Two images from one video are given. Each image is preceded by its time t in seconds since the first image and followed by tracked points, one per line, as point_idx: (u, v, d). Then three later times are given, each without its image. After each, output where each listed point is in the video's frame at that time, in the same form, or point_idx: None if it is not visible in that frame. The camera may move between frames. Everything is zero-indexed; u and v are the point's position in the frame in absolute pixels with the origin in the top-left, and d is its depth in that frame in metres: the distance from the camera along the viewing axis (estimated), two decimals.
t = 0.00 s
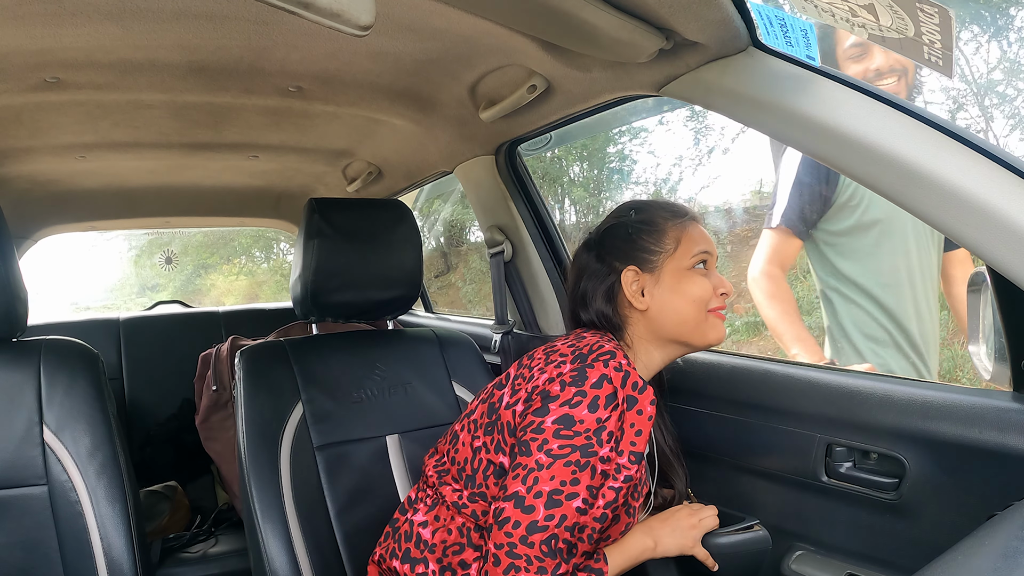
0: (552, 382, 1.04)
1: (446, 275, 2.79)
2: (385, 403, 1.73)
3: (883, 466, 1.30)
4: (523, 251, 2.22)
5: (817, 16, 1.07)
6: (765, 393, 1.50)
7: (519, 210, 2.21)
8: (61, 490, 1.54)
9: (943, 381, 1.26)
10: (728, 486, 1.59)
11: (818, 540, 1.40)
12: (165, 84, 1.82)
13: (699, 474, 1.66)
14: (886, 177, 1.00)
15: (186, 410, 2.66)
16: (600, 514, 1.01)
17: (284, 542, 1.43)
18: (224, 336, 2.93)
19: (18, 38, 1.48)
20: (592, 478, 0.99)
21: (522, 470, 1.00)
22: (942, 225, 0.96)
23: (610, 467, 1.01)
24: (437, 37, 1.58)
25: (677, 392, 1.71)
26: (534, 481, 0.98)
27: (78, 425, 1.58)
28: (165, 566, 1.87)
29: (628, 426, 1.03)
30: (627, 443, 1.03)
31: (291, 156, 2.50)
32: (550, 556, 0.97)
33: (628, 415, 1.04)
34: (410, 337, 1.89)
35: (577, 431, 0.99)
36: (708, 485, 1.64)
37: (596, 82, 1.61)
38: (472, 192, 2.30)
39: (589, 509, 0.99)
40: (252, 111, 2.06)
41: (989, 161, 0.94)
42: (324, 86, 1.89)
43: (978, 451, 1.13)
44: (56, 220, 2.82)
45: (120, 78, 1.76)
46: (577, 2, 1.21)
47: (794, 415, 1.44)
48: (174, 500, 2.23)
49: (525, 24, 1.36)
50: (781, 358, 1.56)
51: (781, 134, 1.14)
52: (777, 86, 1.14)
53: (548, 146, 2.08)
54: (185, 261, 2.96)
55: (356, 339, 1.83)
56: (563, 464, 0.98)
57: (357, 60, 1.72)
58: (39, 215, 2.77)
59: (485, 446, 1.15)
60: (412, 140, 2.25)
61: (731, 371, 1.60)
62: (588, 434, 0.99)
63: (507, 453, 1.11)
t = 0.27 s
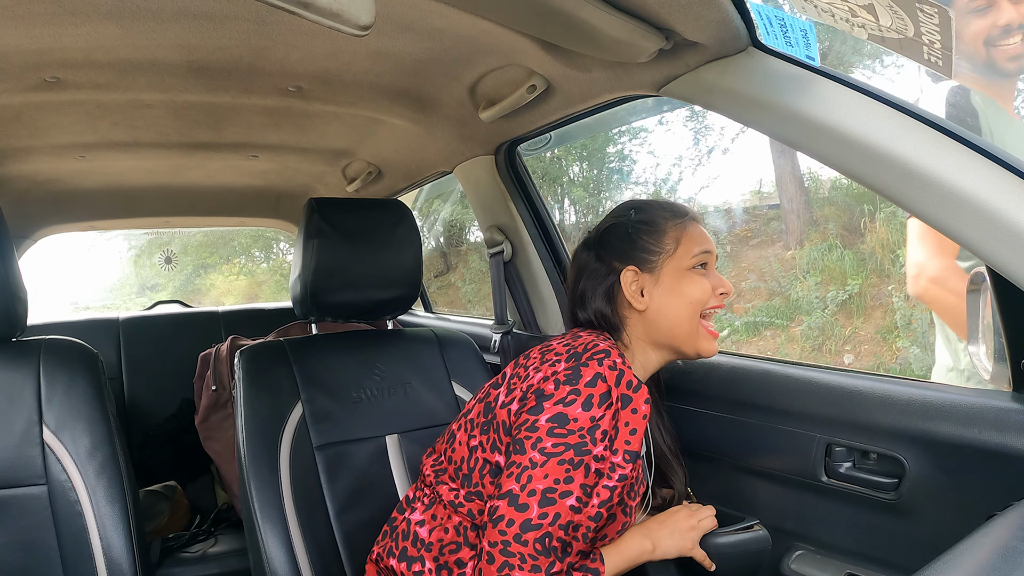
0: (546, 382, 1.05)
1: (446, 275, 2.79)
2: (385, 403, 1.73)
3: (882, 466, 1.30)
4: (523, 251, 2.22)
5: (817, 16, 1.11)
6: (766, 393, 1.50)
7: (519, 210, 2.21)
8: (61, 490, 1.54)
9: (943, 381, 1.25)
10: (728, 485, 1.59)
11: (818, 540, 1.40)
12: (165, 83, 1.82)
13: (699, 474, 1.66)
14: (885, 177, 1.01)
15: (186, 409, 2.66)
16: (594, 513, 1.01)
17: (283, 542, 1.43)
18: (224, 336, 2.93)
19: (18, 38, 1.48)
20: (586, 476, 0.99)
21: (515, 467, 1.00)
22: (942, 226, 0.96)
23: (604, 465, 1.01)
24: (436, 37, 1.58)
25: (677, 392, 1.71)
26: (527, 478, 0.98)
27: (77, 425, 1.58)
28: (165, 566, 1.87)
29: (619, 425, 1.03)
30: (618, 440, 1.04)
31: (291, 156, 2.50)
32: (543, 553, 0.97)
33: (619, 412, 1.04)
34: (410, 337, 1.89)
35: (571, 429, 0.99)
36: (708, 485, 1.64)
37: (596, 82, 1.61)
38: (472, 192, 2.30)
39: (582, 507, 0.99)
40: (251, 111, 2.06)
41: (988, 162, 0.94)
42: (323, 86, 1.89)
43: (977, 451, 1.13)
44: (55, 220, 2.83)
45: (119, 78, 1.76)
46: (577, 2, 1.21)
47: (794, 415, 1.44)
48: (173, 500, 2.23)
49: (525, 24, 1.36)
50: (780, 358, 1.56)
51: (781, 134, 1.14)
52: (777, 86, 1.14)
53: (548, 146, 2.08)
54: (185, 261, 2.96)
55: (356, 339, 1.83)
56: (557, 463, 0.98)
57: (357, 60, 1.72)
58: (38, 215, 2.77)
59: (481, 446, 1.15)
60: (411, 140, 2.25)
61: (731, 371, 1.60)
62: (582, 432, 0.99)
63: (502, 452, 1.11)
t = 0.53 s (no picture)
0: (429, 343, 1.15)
1: (446, 275, 2.79)
2: (385, 403, 1.73)
3: (882, 466, 1.30)
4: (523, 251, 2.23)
5: (816, 16, 1.09)
6: (766, 394, 1.50)
7: (519, 210, 2.22)
8: (60, 490, 1.54)
9: (943, 381, 1.25)
10: (728, 485, 1.59)
11: (818, 540, 1.40)
12: (165, 83, 1.82)
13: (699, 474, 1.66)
14: (885, 177, 1.00)
15: (186, 409, 2.67)
16: (429, 458, 1.03)
17: (284, 542, 1.43)
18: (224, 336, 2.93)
19: (18, 38, 1.48)
20: (422, 417, 1.05)
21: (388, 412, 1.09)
22: (942, 225, 0.96)
23: (439, 409, 1.05)
24: (436, 37, 1.58)
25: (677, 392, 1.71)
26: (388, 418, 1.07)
27: (77, 425, 1.58)
28: (164, 566, 1.87)
29: (504, 386, 1.11)
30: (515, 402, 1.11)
31: (291, 156, 2.50)
32: (375, 483, 1.02)
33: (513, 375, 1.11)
34: (410, 338, 1.89)
35: (426, 375, 1.08)
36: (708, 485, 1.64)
37: (596, 82, 1.61)
38: (472, 192, 2.30)
39: (425, 449, 1.03)
40: (251, 111, 2.06)
41: (989, 163, 0.94)
42: (323, 86, 1.89)
43: (978, 452, 1.13)
44: (55, 220, 2.83)
45: (119, 78, 1.76)
46: (578, 2, 1.21)
47: (794, 415, 1.44)
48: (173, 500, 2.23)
49: (525, 24, 1.35)
50: (780, 359, 1.56)
51: (780, 133, 1.14)
52: (777, 86, 1.14)
53: (548, 146, 2.08)
54: (185, 261, 2.96)
55: (356, 339, 1.83)
56: (403, 404, 1.07)
57: (357, 60, 1.72)
58: (38, 215, 2.77)
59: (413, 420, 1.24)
60: (411, 140, 2.25)
61: (731, 371, 1.60)
62: (431, 375, 1.08)
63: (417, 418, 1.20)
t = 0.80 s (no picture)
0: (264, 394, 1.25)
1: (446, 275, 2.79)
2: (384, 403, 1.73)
3: (881, 465, 1.30)
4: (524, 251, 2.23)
5: (816, 16, 1.09)
6: (765, 394, 1.50)
7: (519, 210, 2.22)
8: (60, 490, 1.54)
9: (942, 381, 1.25)
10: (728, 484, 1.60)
11: (818, 539, 1.41)
12: (164, 83, 1.82)
13: (699, 474, 1.67)
14: (885, 178, 1.00)
15: (186, 409, 2.67)
16: (243, 510, 1.13)
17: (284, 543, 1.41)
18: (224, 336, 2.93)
19: (18, 38, 1.48)
20: (236, 474, 1.15)
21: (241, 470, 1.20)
22: (942, 225, 0.96)
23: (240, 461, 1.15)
24: (436, 37, 1.58)
25: (677, 392, 1.71)
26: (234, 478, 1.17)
27: (77, 425, 1.58)
28: (164, 566, 1.87)
29: (273, 420, 1.19)
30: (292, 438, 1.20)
31: (291, 156, 2.50)
32: (219, 545, 1.13)
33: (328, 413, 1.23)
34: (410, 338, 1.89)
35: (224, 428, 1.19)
36: (708, 484, 1.65)
37: (595, 82, 1.61)
38: (472, 192, 2.30)
39: (248, 505, 1.14)
40: (251, 111, 2.06)
41: (989, 163, 0.94)
42: (323, 86, 1.89)
43: (978, 452, 1.13)
44: (55, 220, 2.83)
45: (119, 78, 1.76)
46: (578, 3, 1.21)
47: (794, 416, 1.44)
48: (173, 500, 2.23)
49: (524, 24, 1.36)
50: (780, 359, 1.56)
51: (780, 134, 1.14)
52: (777, 86, 1.14)
53: (548, 146, 2.08)
54: (185, 261, 2.90)
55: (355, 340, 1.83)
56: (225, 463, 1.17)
57: (357, 60, 1.72)
58: (38, 215, 2.77)
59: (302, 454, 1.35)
60: (411, 140, 2.26)
61: (731, 370, 1.60)
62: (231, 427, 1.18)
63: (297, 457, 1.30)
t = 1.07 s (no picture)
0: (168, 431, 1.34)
1: (446, 275, 2.79)
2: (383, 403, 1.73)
3: (881, 465, 1.30)
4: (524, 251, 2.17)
5: (816, 16, 1.09)
6: (765, 394, 1.49)
7: (519, 210, 2.18)
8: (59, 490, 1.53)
9: (942, 381, 1.25)
10: (728, 484, 1.60)
11: (819, 539, 1.41)
12: (164, 83, 1.82)
13: (699, 473, 1.67)
14: (886, 178, 1.00)
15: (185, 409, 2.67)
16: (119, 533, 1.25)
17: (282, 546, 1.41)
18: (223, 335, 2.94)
19: (17, 37, 1.48)
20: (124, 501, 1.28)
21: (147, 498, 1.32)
22: (942, 226, 0.96)
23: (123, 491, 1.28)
24: (436, 37, 1.58)
25: (677, 391, 1.71)
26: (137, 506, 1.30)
27: (76, 425, 1.58)
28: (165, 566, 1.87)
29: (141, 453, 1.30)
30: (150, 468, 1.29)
31: (290, 156, 2.50)
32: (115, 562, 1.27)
33: (140, 446, 1.31)
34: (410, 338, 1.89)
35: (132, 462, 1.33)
36: (708, 484, 1.65)
37: (595, 82, 1.61)
38: (472, 191, 2.30)
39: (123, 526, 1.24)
40: (251, 111, 2.06)
41: (989, 163, 0.94)
42: (323, 86, 1.89)
43: (977, 451, 1.13)
44: (54, 220, 2.83)
45: (119, 78, 1.76)
46: (577, 3, 1.21)
47: (794, 416, 1.44)
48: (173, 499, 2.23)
49: (524, 24, 1.36)
50: (780, 359, 1.56)
51: (781, 134, 1.14)
52: (777, 86, 1.14)
53: (548, 146, 2.08)
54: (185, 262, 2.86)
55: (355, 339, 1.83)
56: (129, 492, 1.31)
57: (357, 59, 1.72)
58: (37, 215, 2.77)
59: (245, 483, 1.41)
60: (411, 140, 2.26)
61: (731, 370, 1.59)
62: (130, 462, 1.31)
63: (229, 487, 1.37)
